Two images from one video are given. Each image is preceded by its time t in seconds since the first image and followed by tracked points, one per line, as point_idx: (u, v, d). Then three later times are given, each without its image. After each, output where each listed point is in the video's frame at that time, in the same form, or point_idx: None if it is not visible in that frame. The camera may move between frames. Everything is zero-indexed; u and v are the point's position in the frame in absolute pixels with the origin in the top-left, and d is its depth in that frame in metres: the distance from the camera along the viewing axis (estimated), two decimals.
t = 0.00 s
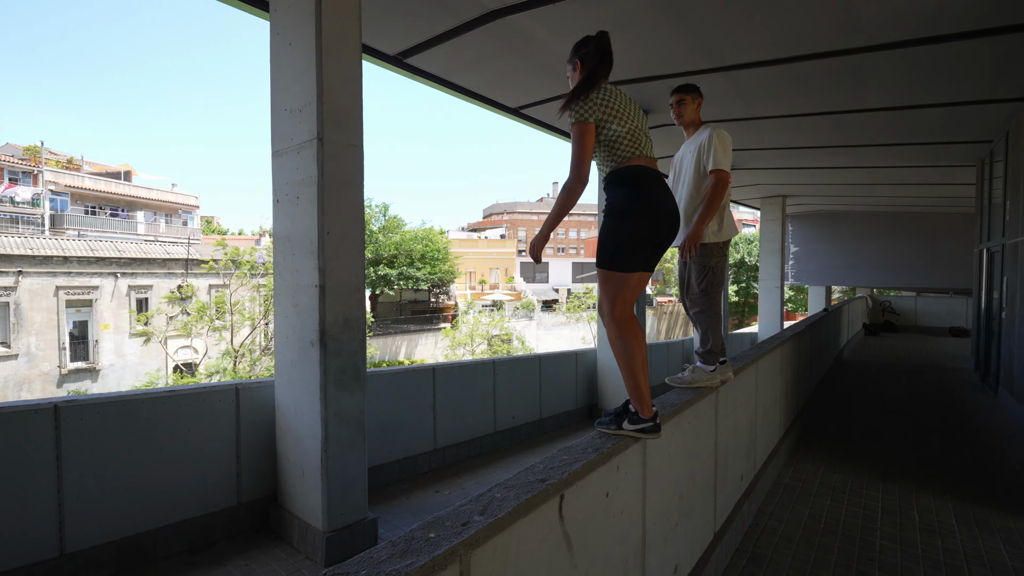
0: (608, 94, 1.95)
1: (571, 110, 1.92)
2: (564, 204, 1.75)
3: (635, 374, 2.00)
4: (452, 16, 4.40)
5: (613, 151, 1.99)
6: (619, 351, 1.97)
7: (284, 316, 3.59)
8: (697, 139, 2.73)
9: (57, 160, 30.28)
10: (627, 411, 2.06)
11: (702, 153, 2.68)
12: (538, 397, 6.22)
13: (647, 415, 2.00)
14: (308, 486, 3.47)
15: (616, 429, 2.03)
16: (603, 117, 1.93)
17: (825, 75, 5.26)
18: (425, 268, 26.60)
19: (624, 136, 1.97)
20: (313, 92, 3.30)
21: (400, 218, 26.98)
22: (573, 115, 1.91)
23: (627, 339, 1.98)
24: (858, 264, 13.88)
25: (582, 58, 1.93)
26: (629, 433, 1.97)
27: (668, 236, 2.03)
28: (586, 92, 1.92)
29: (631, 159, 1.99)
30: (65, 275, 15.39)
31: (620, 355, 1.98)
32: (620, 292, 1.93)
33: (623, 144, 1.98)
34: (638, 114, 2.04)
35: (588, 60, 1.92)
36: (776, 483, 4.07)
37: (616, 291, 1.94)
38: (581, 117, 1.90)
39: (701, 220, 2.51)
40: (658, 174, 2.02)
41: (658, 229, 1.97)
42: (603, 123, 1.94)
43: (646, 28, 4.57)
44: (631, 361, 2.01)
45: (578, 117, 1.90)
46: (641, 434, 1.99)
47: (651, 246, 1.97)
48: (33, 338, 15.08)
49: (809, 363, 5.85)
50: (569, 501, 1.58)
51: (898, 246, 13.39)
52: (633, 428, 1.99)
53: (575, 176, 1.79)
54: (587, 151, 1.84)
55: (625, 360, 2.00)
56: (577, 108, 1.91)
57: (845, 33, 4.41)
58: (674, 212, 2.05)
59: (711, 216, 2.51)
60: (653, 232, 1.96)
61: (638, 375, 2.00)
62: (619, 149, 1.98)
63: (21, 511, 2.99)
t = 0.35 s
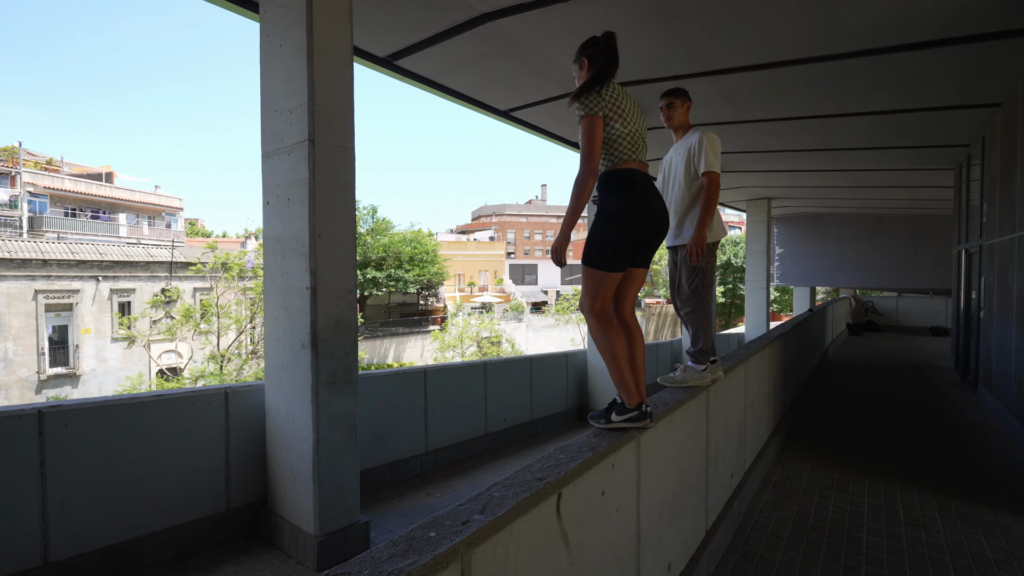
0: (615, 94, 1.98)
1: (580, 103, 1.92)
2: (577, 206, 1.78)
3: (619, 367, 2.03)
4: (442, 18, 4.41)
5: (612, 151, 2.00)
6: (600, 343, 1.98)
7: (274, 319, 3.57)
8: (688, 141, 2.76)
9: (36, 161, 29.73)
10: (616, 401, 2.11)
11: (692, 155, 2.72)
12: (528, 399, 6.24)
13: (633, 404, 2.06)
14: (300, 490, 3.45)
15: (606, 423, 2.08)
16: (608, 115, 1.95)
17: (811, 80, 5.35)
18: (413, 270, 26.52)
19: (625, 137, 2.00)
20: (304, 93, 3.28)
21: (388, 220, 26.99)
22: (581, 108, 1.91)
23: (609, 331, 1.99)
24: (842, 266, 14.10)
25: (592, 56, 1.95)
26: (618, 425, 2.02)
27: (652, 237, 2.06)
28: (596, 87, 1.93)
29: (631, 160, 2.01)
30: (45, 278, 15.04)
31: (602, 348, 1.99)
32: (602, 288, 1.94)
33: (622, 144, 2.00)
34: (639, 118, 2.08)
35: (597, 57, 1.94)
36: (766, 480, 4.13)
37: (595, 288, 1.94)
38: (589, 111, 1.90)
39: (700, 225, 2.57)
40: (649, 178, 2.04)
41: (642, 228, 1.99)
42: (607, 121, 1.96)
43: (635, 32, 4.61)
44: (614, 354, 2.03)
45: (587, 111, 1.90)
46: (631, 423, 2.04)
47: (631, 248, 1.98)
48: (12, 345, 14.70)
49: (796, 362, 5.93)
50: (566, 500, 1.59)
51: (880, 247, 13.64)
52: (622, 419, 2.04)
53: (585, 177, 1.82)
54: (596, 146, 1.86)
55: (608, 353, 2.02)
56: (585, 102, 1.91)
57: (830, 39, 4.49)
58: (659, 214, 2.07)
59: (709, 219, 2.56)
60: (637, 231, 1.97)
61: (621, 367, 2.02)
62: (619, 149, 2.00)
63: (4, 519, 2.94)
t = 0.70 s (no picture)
0: (604, 94, 1.99)
1: (570, 102, 1.93)
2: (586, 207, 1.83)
3: (612, 371, 2.01)
4: (432, 19, 4.41)
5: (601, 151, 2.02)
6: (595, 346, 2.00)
7: (263, 321, 3.53)
8: (681, 143, 2.79)
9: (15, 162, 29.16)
10: (606, 404, 2.14)
11: (685, 157, 2.75)
12: (518, 401, 6.24)
13: (621, 408, 2.08)
14: (289, 494, 3.42)
15: (595, 424, 2.13)
16: (597, 116, 1.96)
17: (796, 84, 5.43)
18: (401, 272, 26.46)
19: (613, 138, 2.01)
20: (293, 94, 3.26)
21: (376, 222, 26.91)
22: (571, 107, 1.92)
23: (604, 335, 2.01)
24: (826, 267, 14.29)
25: (582, 57, 1.95)
26: (605, 427, 2.06)
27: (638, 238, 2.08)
28: (586, 87, 1.94)
29: (617, 161, 2.03)
30: (23, 282, 14.78)
31: (597, 351, 2.00)
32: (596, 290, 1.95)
33: (610, 144, 2.01)
34: (627, 119, 2.10)
35: (587, 58, 1.95)
36: (754, 479, 4.16)
37: (592, 290, 1.95)
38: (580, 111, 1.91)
39: (687, 226, 2.60)
40: (636, 180, 2.07)
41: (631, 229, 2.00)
42: (596, 121, 1.97)
43: (624, 35, 4.65)
44: (607, 358, 2.03)
45: (577, 111, 1.91)
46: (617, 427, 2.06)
47: (620, 249, 1.99)
48: None
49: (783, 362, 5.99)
50: (560, 500, 1.60)
51: (863, 248, 13.85)
52: (609, 422, 2.08)
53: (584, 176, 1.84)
54: (590, 146, 1.86)
55: (602, 356, 2.03)
56: (575, 101, 1.92)
57: (815, 44, 4.56)
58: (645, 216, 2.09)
59: (698, 221, 2.59)
60: (626, 231, 1.98)
61: (614, 371, 2.02)
62: (606, 149, 2.02)
63: None
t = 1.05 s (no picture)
0: (593, 98, 1.99)
1: (558, 109, 1.93)
2: (553, 208, 1.79)
3: (607, 374, 2.00)
4: (422, 21, 4.39)
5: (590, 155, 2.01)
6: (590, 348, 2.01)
7: (251, 324, 3.50)
8: (668, 147, 2.80)
9: None
10: (598, 406, 2.14)
11: (673, 162, 2.76)
12: (510, 404, 6.24)
13: (613, 411, 2.07)
14: (278, 500, 3.38)
15: (587, 427, 2.12)
16: (585, 120, 1.96)
17: (783, 88, 5.48)
18: (391, 275, 26.37)
19: (604, 142, 2.00)
20: (282, 95, 3.24)
21: (366, 224, 26.84)
22: (560, 113, 1.92)
23: (601, 337, 2.02)
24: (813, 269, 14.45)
25: (567, 61, 1.96)
26: (597, 430, 2.05)
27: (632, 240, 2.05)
28: (574, 92, 1.95)
29: (610, 164, 2.02)
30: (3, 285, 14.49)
31: (592, 352, 2.01)
32: (592, 292, 1.96)
33: (601, 148, 2.00)
34: (618, 122, 2.09)
35: (572, 61, 1.95)
36: (744, 479, 4.19)
37: (589, 292, 1.96)
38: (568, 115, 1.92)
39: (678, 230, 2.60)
40: (627, 183, 2.06)
41: (622, 232, 1.99)
42: (585, 126, 1.97)
43: (614, 39, 4.67)
44: (603, 359, 2.03)
45: (565, 117, 1.91)
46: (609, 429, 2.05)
47: (617, 249, 2.00)
48: None
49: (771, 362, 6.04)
50: (554, 503, 1.59)
51: (848, 250, 14.03)
52: (601, 425, 2.07)
53: (564, 176, 1.80)
54: (574, 150, 1.85)
55: (597, 358, 2.03)
56: (564, 107, 1.93)
57: (802, 49, 4.61)
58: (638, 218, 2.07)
59: (687, 225, 2.60)
60: (618, 235, 1.98)
61: (609, 373, 2.00)
62: (597, 154, 2.01)
63: None
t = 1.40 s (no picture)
0: (598, 103, 1.98)
1: (565, 112, 1.92)
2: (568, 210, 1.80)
3: (604, 372, 2.00)
4: (414, 22, 4.37)
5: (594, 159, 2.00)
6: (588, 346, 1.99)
7: (242, 327, 3.45)
8: (664, 149, 2.81)
9: None
10: (596, 406, 2.12)
11: (668, 162, 2.76)
12: (503, 406, 6.22)
13: (611, 410, 2.07)
14: (269, 505, 3.33)
15: (584, 428, 2.09)
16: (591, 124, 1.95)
17: (774, 91, 5.52)
18: (384, 277, 26.32)
19: (607, 147, 2.00)
20: (274, 96, 3.20)
21: (357, 227, 26.78)
22: (566, 117, 1.92)
23: (599, 336, 2.00)
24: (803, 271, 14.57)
25: (573, 65, 1.95)
26: (595, 430, 2.03)
27: (633, 242, 2.05)
28: (580, 96, 1.94)
29: (613, 169, 2.01)
30: None
31: (591, 351, 2.00)
32: (590, 291, 1.96)
33: (604, 154, 2.00)
34: (621, 127, 2.09)
35: (577, 64, 1.94)
36: (738, 479, 4.19)
37: (589, 291, 1.96)
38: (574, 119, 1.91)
39: (669, 229, 2.59)
40: (629, 188, 2.05)
41: (623, 234, 1.99)
42: (590, 130, 1.96)
43: (607, 41, 4.67)
44: (601, 358, 2.02)
45: (572, 121, 1.90)
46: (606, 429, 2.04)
47: (618, 250, 1.99)
48: None
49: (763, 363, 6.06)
50: (552, 505, 1.57)
51: (837, 252, 14.16)
52: (599, 425, 2.05)
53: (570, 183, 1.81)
54: (580, 157, 1.85)
55: (595, 357, 2.01)
56: (570, 111, 1.92)
57: (793, 52, 4.64)
58: (639, 220, 2.07)
59: (681, 226, 2.59)
60: (619, 237, 1.98)
61: (607, 372, 2.00)
62: (600, 158, 2.00)
63: None
